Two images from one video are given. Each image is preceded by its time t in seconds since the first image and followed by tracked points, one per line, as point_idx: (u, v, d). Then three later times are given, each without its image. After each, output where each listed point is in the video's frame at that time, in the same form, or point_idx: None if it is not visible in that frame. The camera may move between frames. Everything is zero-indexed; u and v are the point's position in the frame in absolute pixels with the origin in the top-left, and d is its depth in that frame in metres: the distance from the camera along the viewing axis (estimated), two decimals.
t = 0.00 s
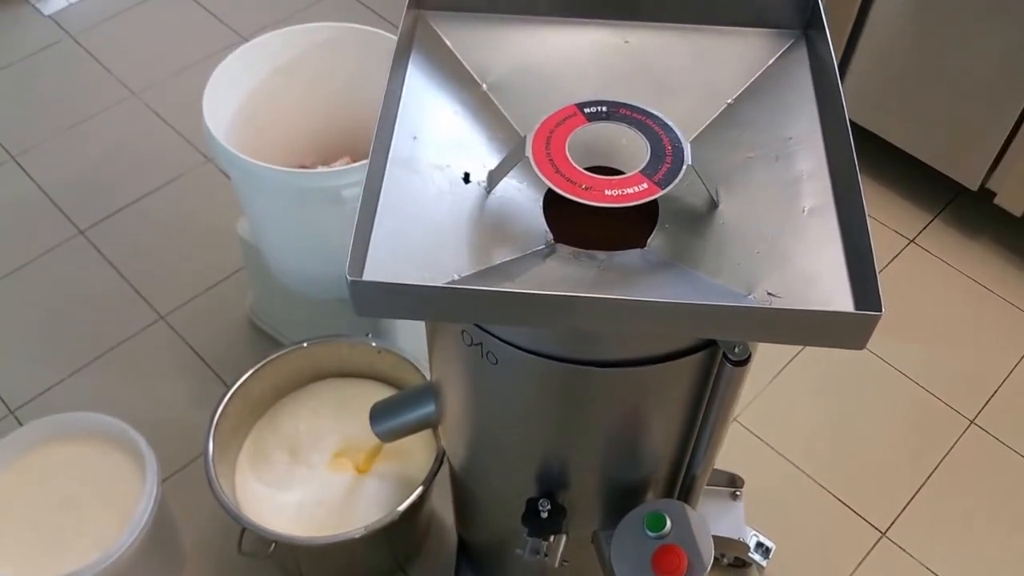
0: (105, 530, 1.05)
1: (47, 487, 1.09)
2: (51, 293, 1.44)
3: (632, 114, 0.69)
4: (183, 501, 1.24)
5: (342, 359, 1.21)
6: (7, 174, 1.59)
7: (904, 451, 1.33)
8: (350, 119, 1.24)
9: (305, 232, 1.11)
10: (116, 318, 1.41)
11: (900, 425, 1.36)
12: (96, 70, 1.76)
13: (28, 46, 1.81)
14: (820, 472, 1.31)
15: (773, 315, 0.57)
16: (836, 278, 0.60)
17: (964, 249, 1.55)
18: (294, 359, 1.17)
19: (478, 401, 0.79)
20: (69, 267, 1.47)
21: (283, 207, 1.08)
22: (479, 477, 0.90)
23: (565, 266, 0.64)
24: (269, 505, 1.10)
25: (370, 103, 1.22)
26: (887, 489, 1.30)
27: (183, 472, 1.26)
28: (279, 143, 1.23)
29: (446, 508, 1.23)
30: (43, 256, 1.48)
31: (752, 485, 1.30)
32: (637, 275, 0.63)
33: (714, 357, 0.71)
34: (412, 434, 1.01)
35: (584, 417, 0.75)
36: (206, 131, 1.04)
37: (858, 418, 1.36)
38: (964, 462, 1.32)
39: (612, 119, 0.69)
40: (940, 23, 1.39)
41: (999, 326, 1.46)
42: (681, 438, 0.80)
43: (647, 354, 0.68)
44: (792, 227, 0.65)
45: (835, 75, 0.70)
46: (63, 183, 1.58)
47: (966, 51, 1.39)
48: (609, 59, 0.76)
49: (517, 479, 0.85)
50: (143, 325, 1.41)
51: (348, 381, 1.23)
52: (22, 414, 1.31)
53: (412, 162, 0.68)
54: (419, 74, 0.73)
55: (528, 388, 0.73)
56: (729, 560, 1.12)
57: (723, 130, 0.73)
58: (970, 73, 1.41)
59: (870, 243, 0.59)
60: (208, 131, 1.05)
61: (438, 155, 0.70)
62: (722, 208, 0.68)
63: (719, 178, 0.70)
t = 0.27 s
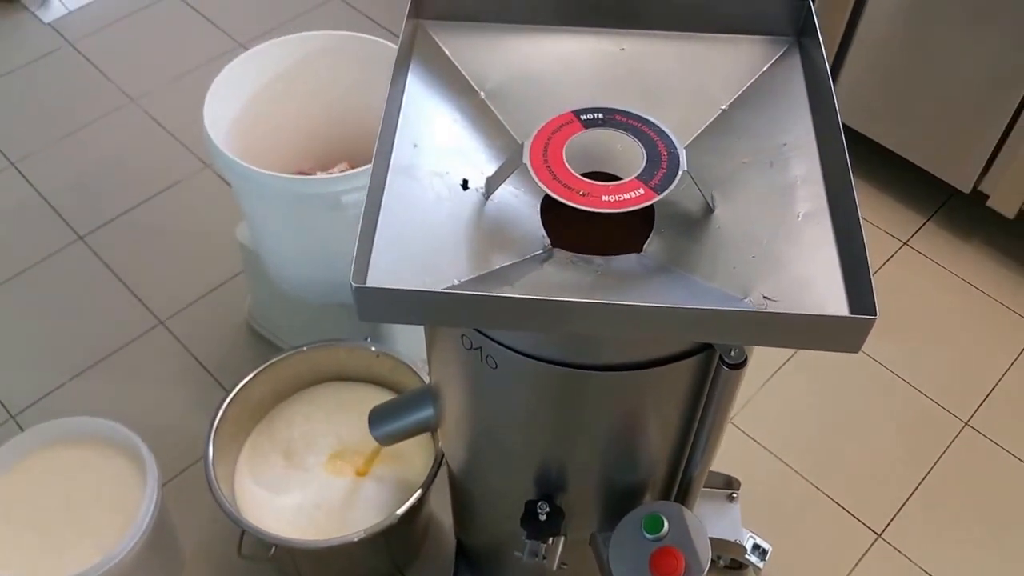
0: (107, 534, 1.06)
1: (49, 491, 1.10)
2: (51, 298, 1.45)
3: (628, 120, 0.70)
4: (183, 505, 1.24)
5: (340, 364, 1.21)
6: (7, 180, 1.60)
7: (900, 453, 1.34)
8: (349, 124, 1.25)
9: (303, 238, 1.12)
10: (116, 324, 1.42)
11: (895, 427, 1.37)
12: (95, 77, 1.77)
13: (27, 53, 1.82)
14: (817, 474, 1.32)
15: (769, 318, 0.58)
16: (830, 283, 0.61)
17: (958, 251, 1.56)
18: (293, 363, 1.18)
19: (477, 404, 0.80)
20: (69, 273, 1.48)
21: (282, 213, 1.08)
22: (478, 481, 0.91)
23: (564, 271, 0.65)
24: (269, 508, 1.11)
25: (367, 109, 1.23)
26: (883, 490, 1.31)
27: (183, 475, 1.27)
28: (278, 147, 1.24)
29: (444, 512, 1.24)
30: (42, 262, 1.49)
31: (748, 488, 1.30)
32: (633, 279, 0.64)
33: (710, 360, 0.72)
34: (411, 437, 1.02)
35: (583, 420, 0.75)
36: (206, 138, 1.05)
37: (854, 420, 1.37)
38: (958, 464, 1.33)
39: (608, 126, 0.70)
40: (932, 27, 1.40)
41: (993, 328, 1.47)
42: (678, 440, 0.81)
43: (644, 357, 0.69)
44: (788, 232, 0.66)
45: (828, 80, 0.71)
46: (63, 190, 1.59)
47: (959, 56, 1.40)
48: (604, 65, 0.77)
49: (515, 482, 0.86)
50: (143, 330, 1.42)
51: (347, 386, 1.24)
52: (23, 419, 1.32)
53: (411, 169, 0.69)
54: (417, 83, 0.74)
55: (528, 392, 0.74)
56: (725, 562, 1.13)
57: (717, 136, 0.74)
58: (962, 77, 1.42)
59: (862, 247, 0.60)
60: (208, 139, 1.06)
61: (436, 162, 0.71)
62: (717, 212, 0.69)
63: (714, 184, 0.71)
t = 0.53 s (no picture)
0: (108, 539, 1.06)
1: (50, 497, 1.10)
2: (51, 304, 1.45)
3: (625, 127, 0.70)
4: (184, 510, 1.25)
5: (340, 368, 1.22)
6: (7, 187, 1.60)
7: (898, 456, 1.35)
8: (347, 130, 1.26)
9: (303, 244, 1.13)
10: (117, 330, 1.42)
11: (892, 430, 1.37)
12: (95, 84, 1.77)
13: (27, 61, 1.82)
14: (815, 477, 1.33)
15: (764, 323, 0.58)
16: (825, 287, 0.62)
17: (954, 255, 1.57)
18: (293, 368, 1.18)
19: (476, 408, 0.80)
20: (69, 279, 1.48)
21: (282, 219, 1.09)
22: (478, 485, 0.92)
23: (562, 276, 0.65)
24: (270, 512, 1.11)
25: (366, 117, 1.23)
26: (880, 492, 1.31)
27: (183, 480, 1.27)
28: (277, 153, 1.25)
29: (444, 515, 1.25)
30: (43, 269, 1.49)
31: (747, 490, 1.31)
32: (630, 284, 0.65)
33: (708, 364, 0.72)
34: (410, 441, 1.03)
35: (581, 424, 0.76)
36: (206, 145, 1.06)
37: (851, 423, 1.38)
38: (955, 466, 1.34)
39: (605, 132, 0.70)
40: (928, 31, 1.41)
41: (990, 330, 1.48)
42: (676, 444, 0.81)
43: (642, 361, 0.70)
44: (784, 237, 0.66)
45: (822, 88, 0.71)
46: (63, 196, 1.59)
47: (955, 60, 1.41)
48: (601, 73, 0.77)
49: (514, 485, 0.86)
50: (143, 335, 1.42)
51: (346, 390, 1.24)
52: (24, 425, 1.32)
53: (410, 175, 0.70)
54: (415, 91, 0.75)
55: (526, 396, 0.74)
56: (723, 564, 1.13)
57: (713, 143, 0.74)
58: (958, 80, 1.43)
59: (857, 251, 0.60)
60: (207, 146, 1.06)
61: (435, 169, 0.71)
62: (714, 217, 0.70)
63: (711, 189, 0.72)
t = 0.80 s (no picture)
0: (109, 544, 1.07)
1: (51, 502, 1.10)
2: (52, 310, 1.46)
3: (623, 133, 0.71)
4: (185, 515, 1.25)
5: (340, 374, 1.22)
6: (8, 194, 1.61)
7: (896, 459, 1.35)
8: (346, 137, 1.26)
9: (302, 250, 1.13)
10: (117, 335, 1.43)
11: (891, 433, 1.38)
12: (95, 91, 1.78)
13: (27, 67, 1.83)
14: (814, 480, 1.33)
15: (761, 328, 0.59)
16: (821, 292, 0.62)
17: (952, 258, 1.58)
18: (293, 373, 1.19)
19: (475, 413, 0.81)
20: (70, 285, 1.49)
21: (281, 225, 1.09)
22: (477, 489, 0.92)
23: (561, 282, 0.66)
24: (270, 517, 1.12)
25: (364, 123, 1.24)
26: (879, 495, 1.32)
27: (184, 486, 1.28)
28: (275, 160, 1.26)
29: (444, 520, 1.25)
30: (43, 275, 1.50)
31: (746, 493, 1.31)
32: (628, 289, 0.65)
33: (706, 368, 0.73)
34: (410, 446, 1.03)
35: (580, 428, 0.77)
36: (207, 152, 1.06)
37: (850, 426, 1.38)
38: (954, 468, 1.34)
39: (603, 138, 0.71)
40: (925, 35, 1.42)
41: (987, 333, 1.48)
42: (675, 448, 0.82)
43: (640, 366, 0.70)
44: (781, 243, 0.67)
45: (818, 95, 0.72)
46: (63, 203, 1.59)
47: (952, 65, 1.42)
48: (598, 79, 0.78)
49: (514, 490, 0.87)
50: (144, 341, 1.42)
51: (346, 395, 1.24)
52: (25, 431, 1.33)
53: (410, 181, 0.70)
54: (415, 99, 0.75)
55: (526, 400, 0.75)
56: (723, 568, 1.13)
57: (710, 149, 0.75)
58: (954, 84, 1.43)
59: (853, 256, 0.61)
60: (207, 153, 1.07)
61: (434, 175, 0.72)
62: (712, 222, 0.70)
63: (708, 195, 0.72)
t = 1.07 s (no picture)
0: (111, 549, 1.07)
1: (52, 508, 1.11)
2: (52, 316, 1.46)
3: (622, 139, 0.71)
4: (185, 520, 1.25)
5: (340, 378, 1.23)
6: (8, 200, 1.61)
7: (895, 462, 1.36)
8: (345, 142, 1.27)
9: (303, 256, 1.14)
10: (118, 341, 1.43)
11: (889, 436, 1.38)
12: (95, 97, 1.78)
13: (27, 74, 1.83)
14: (814, 484, 1.33)
15: (759, 330, 0.59)
16: (819, 295, 0.63)
17: (950, 262, 1.58)
18: (294, 378, 1.19)
19: (475, 417, 0.81)
20: (70, 290, 1.49)
21: (281, 230, 1.10)
22: (478, 493, 0.92)
23: (561, 285, 0.66)
24: (271, 521, 1.12)
25: (364, 130, 1.24)
26: (879, 498, 1.32)
27: (185, 490, 1.28)
28: (274, 165, 1.26)
29: (445, 524, 1.25)
30: (43, 281, 1.50)
31: (746, 497, 1.32)
32: (627, 293, 0.65)
33: (705, 371, 0.73)
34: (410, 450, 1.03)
35: (579, 431, 0.77)
36: (208, 158, 1.07)
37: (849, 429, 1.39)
38: (953, 471, 1.35)
39: (602, 144, 0.71)
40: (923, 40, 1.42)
41: (985, 337, 1.49)
42: (674, 451, 0.82)
43: (640, 369, 0.70)
44: (779, 246, 0.67)
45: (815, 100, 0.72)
46: (64, 209, 1.60)
47: (948, 69, 1.42)
48: (597, 85, 0.78)
49: (515, 493, 0.87)
50: (144, 346, 1.43)
51: (347, 400, 1.25)
52: (25, 436, 1.33)
53: (411, 186, 0.71)
54: (415, 104, 0.76)
55: (526, 404, 0.75)
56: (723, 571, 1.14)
57: (708, 154, 0.75)
58: (952, 89, 1.44)
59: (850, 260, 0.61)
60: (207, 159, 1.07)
61: (434, 180, 0.72)
62: (710, 227, 0.71)
63: (707, 200, 0.73)
